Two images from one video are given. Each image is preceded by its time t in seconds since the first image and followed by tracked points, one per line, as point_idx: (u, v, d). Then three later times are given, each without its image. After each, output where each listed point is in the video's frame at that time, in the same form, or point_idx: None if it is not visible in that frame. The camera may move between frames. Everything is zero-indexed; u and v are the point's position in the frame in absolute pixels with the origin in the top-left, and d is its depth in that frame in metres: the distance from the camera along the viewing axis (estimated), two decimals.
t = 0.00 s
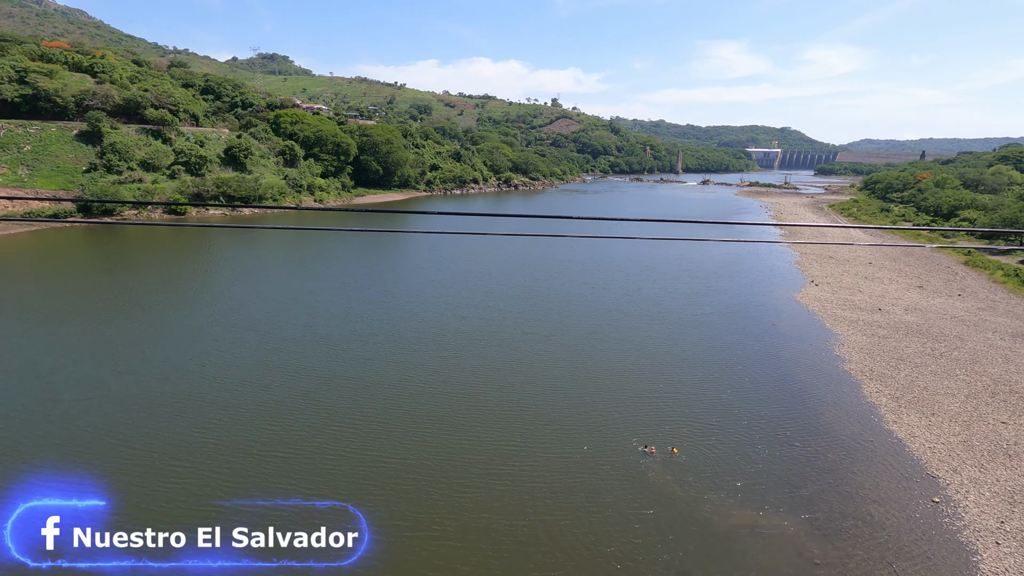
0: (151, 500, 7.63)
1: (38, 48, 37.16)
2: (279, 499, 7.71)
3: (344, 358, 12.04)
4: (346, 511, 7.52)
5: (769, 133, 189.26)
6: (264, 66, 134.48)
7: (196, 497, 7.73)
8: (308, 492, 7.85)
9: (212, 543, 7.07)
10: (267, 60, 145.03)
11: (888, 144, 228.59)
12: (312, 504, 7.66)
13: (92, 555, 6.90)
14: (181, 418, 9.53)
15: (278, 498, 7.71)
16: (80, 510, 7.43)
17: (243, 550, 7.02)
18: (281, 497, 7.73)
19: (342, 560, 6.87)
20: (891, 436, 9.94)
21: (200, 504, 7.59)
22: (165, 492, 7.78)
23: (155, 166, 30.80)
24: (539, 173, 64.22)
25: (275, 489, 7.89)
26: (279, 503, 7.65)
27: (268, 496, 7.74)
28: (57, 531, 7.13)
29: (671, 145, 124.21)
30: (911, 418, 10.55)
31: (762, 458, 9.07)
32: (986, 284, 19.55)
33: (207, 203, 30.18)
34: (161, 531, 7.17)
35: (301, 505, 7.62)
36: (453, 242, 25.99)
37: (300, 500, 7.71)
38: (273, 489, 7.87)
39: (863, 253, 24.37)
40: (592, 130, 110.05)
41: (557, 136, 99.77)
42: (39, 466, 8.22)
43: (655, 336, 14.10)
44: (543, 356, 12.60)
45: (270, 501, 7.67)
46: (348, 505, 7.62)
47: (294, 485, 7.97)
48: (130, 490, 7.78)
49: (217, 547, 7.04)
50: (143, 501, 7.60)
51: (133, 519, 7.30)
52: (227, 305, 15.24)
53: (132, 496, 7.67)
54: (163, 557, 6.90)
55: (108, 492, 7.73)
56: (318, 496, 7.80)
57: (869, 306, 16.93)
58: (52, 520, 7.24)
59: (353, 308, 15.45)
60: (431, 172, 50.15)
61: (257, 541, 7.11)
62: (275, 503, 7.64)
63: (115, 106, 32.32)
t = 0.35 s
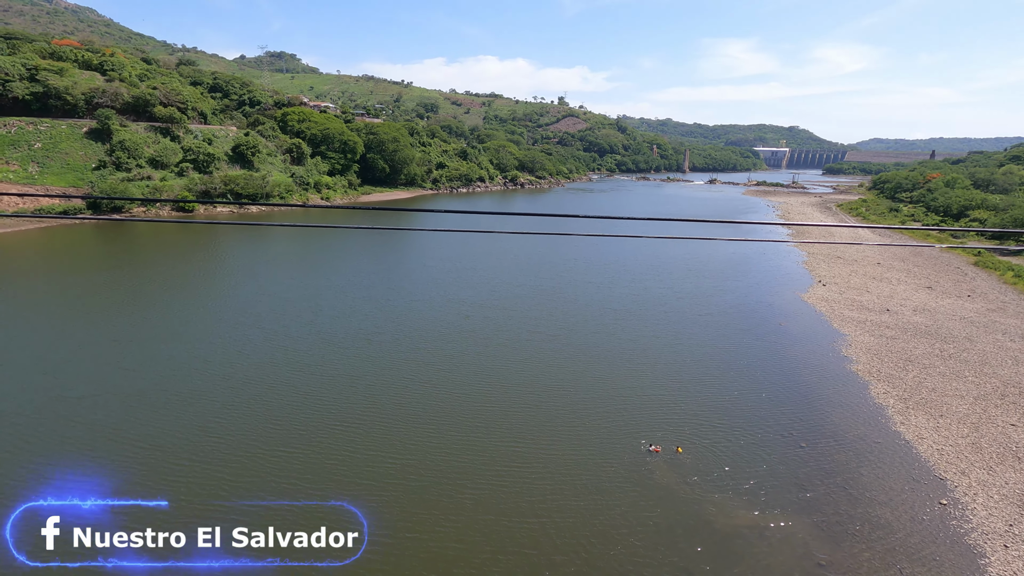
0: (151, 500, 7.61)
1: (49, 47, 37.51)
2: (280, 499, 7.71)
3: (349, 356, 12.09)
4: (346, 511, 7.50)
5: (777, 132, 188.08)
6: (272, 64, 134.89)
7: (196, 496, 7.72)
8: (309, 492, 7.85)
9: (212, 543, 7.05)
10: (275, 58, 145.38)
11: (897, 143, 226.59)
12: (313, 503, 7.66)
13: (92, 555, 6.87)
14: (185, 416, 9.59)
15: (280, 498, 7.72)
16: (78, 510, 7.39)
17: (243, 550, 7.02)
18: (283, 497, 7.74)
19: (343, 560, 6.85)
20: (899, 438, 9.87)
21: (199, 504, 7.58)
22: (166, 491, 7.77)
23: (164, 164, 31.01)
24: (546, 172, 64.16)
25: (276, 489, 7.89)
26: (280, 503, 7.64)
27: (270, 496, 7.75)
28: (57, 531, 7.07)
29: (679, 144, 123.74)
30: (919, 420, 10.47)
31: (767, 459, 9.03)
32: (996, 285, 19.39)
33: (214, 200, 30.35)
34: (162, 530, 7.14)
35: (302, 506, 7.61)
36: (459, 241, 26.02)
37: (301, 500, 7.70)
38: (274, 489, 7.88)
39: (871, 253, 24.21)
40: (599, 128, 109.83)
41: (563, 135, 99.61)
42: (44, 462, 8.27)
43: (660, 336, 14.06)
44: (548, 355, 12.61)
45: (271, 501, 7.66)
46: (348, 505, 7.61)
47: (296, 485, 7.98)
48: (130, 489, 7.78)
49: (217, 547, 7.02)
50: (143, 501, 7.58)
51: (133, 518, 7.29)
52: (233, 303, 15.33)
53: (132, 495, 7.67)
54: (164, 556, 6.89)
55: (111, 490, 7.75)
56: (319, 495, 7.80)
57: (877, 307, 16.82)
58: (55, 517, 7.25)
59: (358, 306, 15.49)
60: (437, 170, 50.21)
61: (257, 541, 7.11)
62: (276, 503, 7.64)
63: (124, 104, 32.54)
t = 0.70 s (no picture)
0: (151, 500, 7.64)
1: (59, 45, 37.81)
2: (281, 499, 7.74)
3: (354, 355, 12.13)
4: (347, 511, 7.53)
5: (784, 131, 186.93)
6: (280, 62, 135.52)
7: (197, 496, 7.75)
8: (310, 491, 7.89)
9: (212, 543, 7.09)
10: (282, 56, 146.43)
11: (907, 143, 224.90)
12: (314, 502, 7.69)
13: (93, 555, 6.92)
14: (190, 413, 9.67)
15: (281, 497, 7.76)
16: (80, 510, 7.43)
17: (244, 549, 7.05)
18: (285, 497, 7.77)
19: (343, 560, 6.88)
20: (905, 439, 9.82)
21: (200, 504, 7.62)
22: (166, 490, 7.82)
23: (172, 161, 31.20)
24: (552, 171, 64.09)
25: (277, 488, 7.93)
26: (280, 503, 7.67)
27: (272, 495, 7.80)
28: (57, 531, 7.08)
29: (685, 143, 123.25)
30: (927, 421, 10.41)
31: (772, 459, 9.01)
32: (1006, 286, 19.20)
33: (221, 198, 30.52)
34: (162, 531, 7.18)
35: (302, 506, 7.63)
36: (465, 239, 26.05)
37: (301, 500, 7.72)
38: (276, 489, 7.91)
39: (879, 254, 24.06)
40: (605, 127, 109.53)
41: (569, 134, 99.42)
42: (51, 458, 8.37)
43: (666, 335, 14.03)
44: (553, 354, 12.62)
45: (271, 502, 7.69)
46: (349, 505, 7.64)
47: (297, 484, 8.02)
48: (131, 488, 7.83)
49: (217, 547, 7.05)
50: (143, 500, 7.62)
51: (135, 518, 7.33)
52: (239, 301, 15.43)
53: (133, 494, 7.72)
54: (165, 555, 6.93)
55: (114, 488, 7.81)
56: (321, 494, 7.84)
57: (885, 307, 16.72)
58: (58, 515, 7.31)
59: (363, 305, 15.55)
60: (443, 168, 50.28)
61: (257, 541, 7.15)
62: (276, 503, 7.67)
63: (133, 102, 32.72)
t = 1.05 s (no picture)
0: (150, 499, 7.64)
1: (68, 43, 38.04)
2: (283, 498, 7.75)
3: (359, 354, 12.17)
4: (347, 511, 7.53)
5: (791, 130, 185.92)
6: (285, 60, 135.88)
7: (196, 495, 7.74)
8: (313, 491, 7.91)
9: (212, 543, 7.09)
10: (288, 54, 146.76)
11: (915, 143, 223.38)
12: (318, 502, 7.70)
13: (92, 555, 6.93)
14: (195, 411, 9.71)
15: (284, 497, 7.78)
16: (79, 509, 7.44)
17: (244, 550, 7.06)
18: (287, 497, 7.78)
19: (344, 561, 6.88)
20: (913, 441, 9.77)
21: (199, 504, 7.60)
22: (166, 489, 7.83)
23: (179, 159, 31.34)
24: (557, 169, 64.01)
25: (280, 488, 7.93)
26: (281, 503, 7.66)
27: (274, 495, 7.81)
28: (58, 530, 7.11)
29: (692, 141, 122.74)
30: (934, 422, 10.36)
31: (778, 460, 8.99)
32: (1016, 287, 19.06)
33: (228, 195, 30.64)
34: (162, 530, 7.19)
35: (304, 505, 7.64)
36: (470, 238, 26.08)
37: (302, 500, 7.73)
38: (278, 489, 7.92)
39: (886, 254, 23.92)
40: (611, 126, 109.22)
41: (575, 132, 99.27)
42: (58, 456, 8.43)
43: (671, 335, 14.01)
44: (558, 354, 12.63)
45: (272, 502, 7.68)
46: (351, 505, 7.65)
47: (300, 483, 8.04)
48: (132, 487, 7.83)
49: (217, 547, 7.06)
50: (141, 499, 7.61)
51: (133, 519, 7.32)
52: (245, 298, 15.50)
53: (133, 493, 7.72)
54: (165, 556, 6.95)
55: (117, 485, 7.85)
56: (324, 495, 7.84)
57: (893, 308, 16.62)
58: (58, 515, 7.32)
59: (368, 303, 15.60)
60: (449, 167, 50.32)
61: (258, 542, 7.14)
62: (277, 502, 7.67)
63: (141, 99, 32.87)
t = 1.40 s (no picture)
0: (150, 498, 7.66)
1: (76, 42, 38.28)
2: (284, 497, 7.77)
3: (363, 353, 12.21)
4: (347, 511, 7.54)
5: (797, 129, 185.07)
6: (291, 59, 136.13)
7: (196, 495, 7.76)
8: (314, 490, 7.93)
9: (212, 543, 7.14)
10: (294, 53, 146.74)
11: (923, 142, 222.02)
12: (320, 502, 7.72)
13: (93, 555, 6.96)
14: (199, 409, 9.76)
15: (286, 497, 7.79)
16: (79, 509, 7.45)
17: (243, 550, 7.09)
18: (289, 497, 7.78)
19: (344, 560, 6.88)
20: (919, 442, 9.71)
21: (208, 505, 7.63)
22: (167, 487, 7.86)
23: (186, 157, 31.48)
24: (562, 168, 63.92)
25: (281, 487, 7.94)
26: (280, 503, 7.68)
27: (275, 495, 7.81)
28: (58, 530, 7.13)
29: (697, 141, 122.23)
30: (940, 423, 10.30)
31: (782, 461, 8.96)
32: None
33: (234, 194, 30.73)
34: (161, 530, 7.22)
35: (304, 505, 7.65)
36: (475, 236, 26.08)
37: (302, 500, 7.74)
38: (279, 488, 7.93)
39: (893, 253, 23.78)
40: (616, 125, 108.88)
41: (580, 131, 99.05)
42: (62, 453, 8.50)
43: (676, 334, 13.99)
44: (562, 353, 12.63)
45: (271, 502, 7.70)
46: (351, 504, 7.67)
47: (302, 482, 8.06)
48: (132, 487, 7.85)
49: (217, 547, 7.11)
50: (142, 499, 7.63)
51: (133, 518, 7.35)
52: (250, 297, 15.57)
53: (133, 492, 7.74)
54: (166, 555, 6.99)
55: (119, 484, 7.89)
56: (324, 494, 7.85)
57: (899, 308, 16.51)
58: (57, 514, 7.33)
59: (373, 302, 15.63)
60: (454, 165, 50.32)
61: (257, 541, 7.15)
62: (277, 502, 7.69)
63: (148, 98, 33.04)
